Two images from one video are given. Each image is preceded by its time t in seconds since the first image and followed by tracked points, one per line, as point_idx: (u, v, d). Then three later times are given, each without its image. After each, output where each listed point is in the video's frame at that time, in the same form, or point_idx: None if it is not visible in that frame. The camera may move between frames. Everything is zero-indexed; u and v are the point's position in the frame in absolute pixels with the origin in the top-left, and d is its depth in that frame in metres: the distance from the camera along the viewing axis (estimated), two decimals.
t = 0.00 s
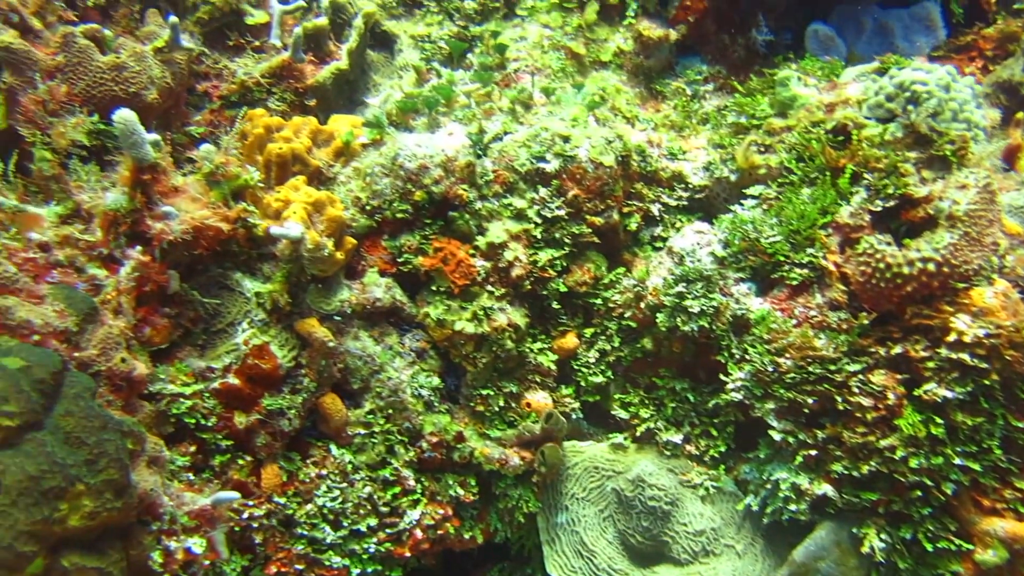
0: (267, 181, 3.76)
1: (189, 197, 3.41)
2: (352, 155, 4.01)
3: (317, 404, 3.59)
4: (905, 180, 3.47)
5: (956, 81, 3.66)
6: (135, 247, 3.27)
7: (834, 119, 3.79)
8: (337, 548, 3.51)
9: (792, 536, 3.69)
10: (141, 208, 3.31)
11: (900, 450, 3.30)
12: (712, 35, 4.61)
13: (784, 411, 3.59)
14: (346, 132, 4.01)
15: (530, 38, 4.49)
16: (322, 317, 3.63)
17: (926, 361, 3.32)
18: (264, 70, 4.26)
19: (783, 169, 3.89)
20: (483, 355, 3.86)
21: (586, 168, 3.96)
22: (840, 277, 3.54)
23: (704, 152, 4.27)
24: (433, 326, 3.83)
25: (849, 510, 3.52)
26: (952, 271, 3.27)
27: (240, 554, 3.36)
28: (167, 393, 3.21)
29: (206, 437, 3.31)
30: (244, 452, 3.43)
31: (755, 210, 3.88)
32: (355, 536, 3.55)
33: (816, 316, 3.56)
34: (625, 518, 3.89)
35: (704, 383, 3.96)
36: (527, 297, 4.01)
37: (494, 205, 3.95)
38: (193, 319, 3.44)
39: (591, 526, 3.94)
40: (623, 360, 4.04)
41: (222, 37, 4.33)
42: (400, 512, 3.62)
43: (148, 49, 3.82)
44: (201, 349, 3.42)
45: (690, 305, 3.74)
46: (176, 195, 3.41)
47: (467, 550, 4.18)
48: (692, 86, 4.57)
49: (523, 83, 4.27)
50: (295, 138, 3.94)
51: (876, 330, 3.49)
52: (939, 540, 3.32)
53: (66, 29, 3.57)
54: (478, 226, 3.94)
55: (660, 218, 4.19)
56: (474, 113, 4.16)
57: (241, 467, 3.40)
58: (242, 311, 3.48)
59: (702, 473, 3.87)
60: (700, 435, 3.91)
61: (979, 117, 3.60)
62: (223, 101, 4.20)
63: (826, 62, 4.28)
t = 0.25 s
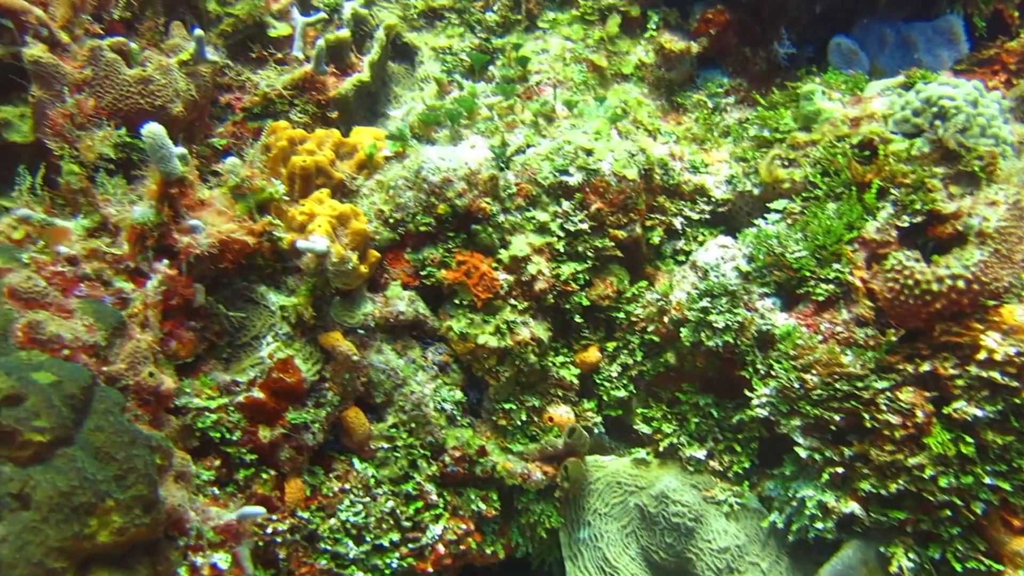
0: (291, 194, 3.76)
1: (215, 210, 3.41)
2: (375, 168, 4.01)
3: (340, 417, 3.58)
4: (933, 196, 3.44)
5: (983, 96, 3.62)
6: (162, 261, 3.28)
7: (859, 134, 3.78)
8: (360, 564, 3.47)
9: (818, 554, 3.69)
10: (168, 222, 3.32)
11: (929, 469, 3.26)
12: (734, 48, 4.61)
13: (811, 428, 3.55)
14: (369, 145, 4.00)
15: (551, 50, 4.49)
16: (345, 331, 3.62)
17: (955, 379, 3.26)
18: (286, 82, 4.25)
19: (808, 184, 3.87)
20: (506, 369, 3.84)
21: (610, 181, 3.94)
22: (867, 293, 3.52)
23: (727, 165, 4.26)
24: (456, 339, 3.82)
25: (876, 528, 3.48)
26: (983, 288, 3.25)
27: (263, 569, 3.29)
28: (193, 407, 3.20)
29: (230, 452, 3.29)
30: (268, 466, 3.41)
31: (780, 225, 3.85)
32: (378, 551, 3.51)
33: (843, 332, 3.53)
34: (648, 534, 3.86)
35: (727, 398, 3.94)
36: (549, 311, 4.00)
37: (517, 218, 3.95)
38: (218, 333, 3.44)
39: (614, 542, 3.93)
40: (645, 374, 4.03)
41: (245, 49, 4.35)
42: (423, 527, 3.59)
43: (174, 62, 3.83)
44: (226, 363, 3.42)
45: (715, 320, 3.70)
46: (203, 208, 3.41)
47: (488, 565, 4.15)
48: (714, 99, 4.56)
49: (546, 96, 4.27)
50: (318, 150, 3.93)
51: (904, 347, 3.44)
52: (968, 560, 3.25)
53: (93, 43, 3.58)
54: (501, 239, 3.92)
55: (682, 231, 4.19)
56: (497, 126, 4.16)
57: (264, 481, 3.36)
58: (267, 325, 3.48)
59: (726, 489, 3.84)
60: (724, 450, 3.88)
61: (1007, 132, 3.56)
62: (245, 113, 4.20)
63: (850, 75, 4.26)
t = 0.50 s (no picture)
0: (314, 209, 3.76)
1: (240, 227, 3.42)
2: (397, 183, 4.01)
3: (363, 434, 3.57)
4: (960, 214, 3.41)
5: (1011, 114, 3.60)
6: (188, 278, 3.29)
7: (885, 150, 3.75)
8: None
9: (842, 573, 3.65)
10: (194, 238, 3.33)
11: (958, 490, 3.18)
12: (754, 62, 4.59)
13: (836, 447, 3.51)
14: (392, 160, 4.00)
15: (572, 65, 4.50)
16: (368, 347, 3.62)
17: (985, 400, 3.19)
18: (308, 97, 4.26)
19: (831, 201, 3.85)
20: (527, 385, 3.83)
21: (632, 197, 3.94)
22: (893, 311, 3.48)
23: (748, 181, 4.23)
24: (478, 355, 3.81)
25: (904, 549, 3.41)
26: (1013, 308, 3.18)
27: None
28: (218, 424, 3.20)
29: (255, 469, 3.28)
30: (291, 483, 3.38)
31: (803, 241, 3.83)
32: (400, 569, 3.46)
33: (869, 351, 3.49)
34: (671, 552, 3.85)
35: (751, 415, 3.91)
36: (571, 327, 3.98)
37: (539, 234, 3.94)
38: (243, 349, 3.44)
39: (636, 560, 3.90)
40: (667, 391, 4.01)
41: (267, 63, 4.36)
42: (445, 544, 3.56)
43: (199, 77, 3.84)
44: (250, 379, 3.42)
45: (738, 338, 3.69)
46: (228, 225, 3.41)
47: None
48: (734, 113, 4.55)
49: (567, 111, 4.26)
50: (340, 165, 3.93)
51: (931, 366, 3.38)
52: None
53: (120, 59, 3.59)
54: (523, 255, 3.91)
55: (703, 247, 4.16)
56: (518, 141, 4.16)
57: (288, 498, 3.34)
58: (291, 341, 3.46)
59: (749, 508, 3.82)
60: (747, 468, 3.86)
61: None
62: (267, 127, 4.20)
63: (872, 91, 4.25)
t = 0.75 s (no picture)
0: (337, 228, 3.78)
1: (265, 245, 3.42)
2: (419, 200, 4.01)
3: (386, 453, 3.56)
4: (986, 234, 3.38)
5: None
6: (214, 297, 3.30)
7: (909, 169, 3.73)
8: None
9: None
10: (220, 257, 3.31)
11: (987, 513, 3.14)
12: (774, 78, 4.60)
13: (862, 468, 3.46)
14: (414, 177, 4.00)
15: (592, 81, 4.49)
16: (391, 365, 3.61)
17: (1015, 422, 3.16)
18: (328, 113, 4.27)
19: (854, 219, 3.83)
20: (549, 404, 3.82)
21: (654, 215, 3.93)
22: (919, 331, 3.43)
23: (769, 198, 4.23)
24: (500, 373, 3.80)
25: (933, 573, 3.34)
26: None
27: None
28: (243, 444, 3.19)
29: (279, 489, 3.27)
30: (315, 503, 3.37)
31: (826, 259, 3.81)
32: None
33: (895, 371, 3.44)
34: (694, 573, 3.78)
35: (774, 434, 3.88)
36: (593, 345, 3.96)
37: (561, 251, 3.93)
38: (267, 368, 3.43)
39: None
40: (689, 409, 4.00)
41: (288, 80, 4.36)
42: (468, 564, 3.51)
43: (222, 95, 3.85)
44: (275, 399, 3.41)
45: (763, 356, 3.66)
46: (254, 243, 3.41)
47: None
48: (754, 130, 4.55)
49: (588, 128, 4.26)
50: (362, 182, 3.93)
51: (958, 388, 3.33)
52: None
53: (145, 78, 3.62)
54: (545, 272, 3.90)
55: (724, 264, 4.15)
56: (540, 158, 4.15)
57: (311, 519, 3.33)
58: (315, 360, 3.46)
59: (772, 528, 3.78)
60: (770, 487, 3.83)
61: None
62: (288, 144, 4.21)
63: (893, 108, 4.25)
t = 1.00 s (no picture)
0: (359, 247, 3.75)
1: (290, 267, 3.43)
2: (440, 220, 4.03)
3: (409, 474, 3.54)
4: (1013, 255, 3.31)
5: None
6: (240, 319, 3.29)
7: (932, 190, 3.70)
8: None
9: None
10: (246, 280, 3.31)
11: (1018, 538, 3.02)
12: (792, 96, 4.61)
13: (888, 491, 3.39)
14: (436, 196, 4.02)
15: (612, 100, 4.49)
16: (414, 386, 3.60)
17: None
18: (349, 132, 4.28)
19: (877, 239, 3.80)
20: (572, 425, 3.81)
21: (676, 235, 3.92)
22: (945, 353, 3.38)
23: (790, 217, 4.23)
24: (523, 394, 3.80)
25: None
26: None
27: None
28: (269, 467, 3.18)
29: (304, 511, 3.25)
30: (339, 525, 3.35)
31: (849, 279, 3.79)
32: None
33: (921, 393, 3.39)
34: None
35: (796, 455, 3.83)
36: (615, 365, 3.94)
37: (583, 271, 3.93)
38: (292, 390, 3.43)
39: None
40: (711, 429, 3.98)
41: (309, 99, 4.38)
42: None
43: (246, 115, 3.87)
44: (299, 420, 3.41)
45: (787, 377, 3.63)
46: (279, 265, 3.42)
47: None
48: (773, 148, 4.56)
49: (608, 146, 4.27)
50: (384, 203, 3.94)
51: (986, 411, 3.25)
52: None
53: (170, 100, 3.65)
54: (568, 292, 3.90)
55: (745, 283, 4.13)
56: (561, 177, 4.15)
57: (336, 541, 3.31)
58: (339, 381, 3.45)
59: (796, 550, 3.68)
60: (794, 509, 3.76)
61: None
62: (308, 163, 4.20)
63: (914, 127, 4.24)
